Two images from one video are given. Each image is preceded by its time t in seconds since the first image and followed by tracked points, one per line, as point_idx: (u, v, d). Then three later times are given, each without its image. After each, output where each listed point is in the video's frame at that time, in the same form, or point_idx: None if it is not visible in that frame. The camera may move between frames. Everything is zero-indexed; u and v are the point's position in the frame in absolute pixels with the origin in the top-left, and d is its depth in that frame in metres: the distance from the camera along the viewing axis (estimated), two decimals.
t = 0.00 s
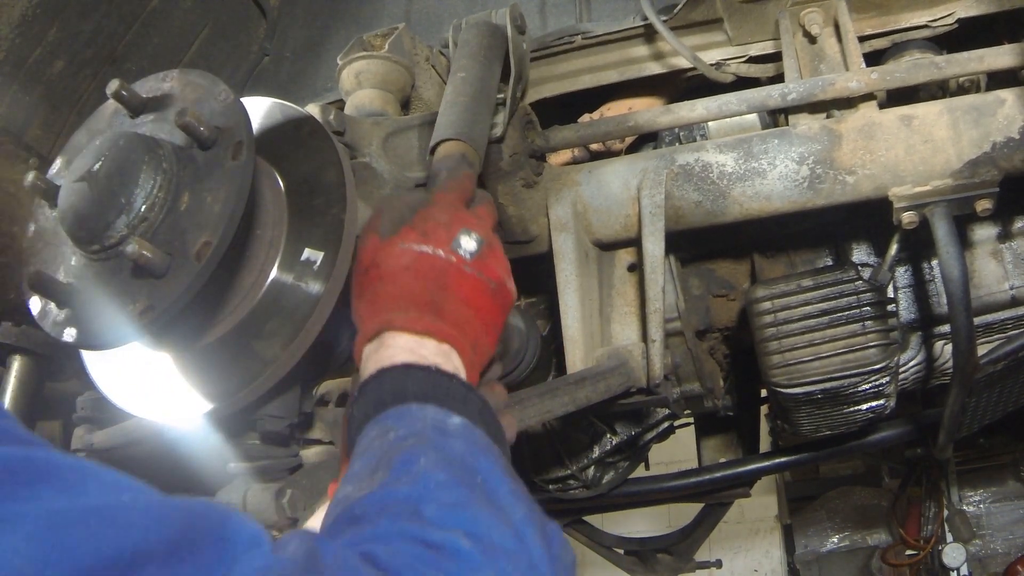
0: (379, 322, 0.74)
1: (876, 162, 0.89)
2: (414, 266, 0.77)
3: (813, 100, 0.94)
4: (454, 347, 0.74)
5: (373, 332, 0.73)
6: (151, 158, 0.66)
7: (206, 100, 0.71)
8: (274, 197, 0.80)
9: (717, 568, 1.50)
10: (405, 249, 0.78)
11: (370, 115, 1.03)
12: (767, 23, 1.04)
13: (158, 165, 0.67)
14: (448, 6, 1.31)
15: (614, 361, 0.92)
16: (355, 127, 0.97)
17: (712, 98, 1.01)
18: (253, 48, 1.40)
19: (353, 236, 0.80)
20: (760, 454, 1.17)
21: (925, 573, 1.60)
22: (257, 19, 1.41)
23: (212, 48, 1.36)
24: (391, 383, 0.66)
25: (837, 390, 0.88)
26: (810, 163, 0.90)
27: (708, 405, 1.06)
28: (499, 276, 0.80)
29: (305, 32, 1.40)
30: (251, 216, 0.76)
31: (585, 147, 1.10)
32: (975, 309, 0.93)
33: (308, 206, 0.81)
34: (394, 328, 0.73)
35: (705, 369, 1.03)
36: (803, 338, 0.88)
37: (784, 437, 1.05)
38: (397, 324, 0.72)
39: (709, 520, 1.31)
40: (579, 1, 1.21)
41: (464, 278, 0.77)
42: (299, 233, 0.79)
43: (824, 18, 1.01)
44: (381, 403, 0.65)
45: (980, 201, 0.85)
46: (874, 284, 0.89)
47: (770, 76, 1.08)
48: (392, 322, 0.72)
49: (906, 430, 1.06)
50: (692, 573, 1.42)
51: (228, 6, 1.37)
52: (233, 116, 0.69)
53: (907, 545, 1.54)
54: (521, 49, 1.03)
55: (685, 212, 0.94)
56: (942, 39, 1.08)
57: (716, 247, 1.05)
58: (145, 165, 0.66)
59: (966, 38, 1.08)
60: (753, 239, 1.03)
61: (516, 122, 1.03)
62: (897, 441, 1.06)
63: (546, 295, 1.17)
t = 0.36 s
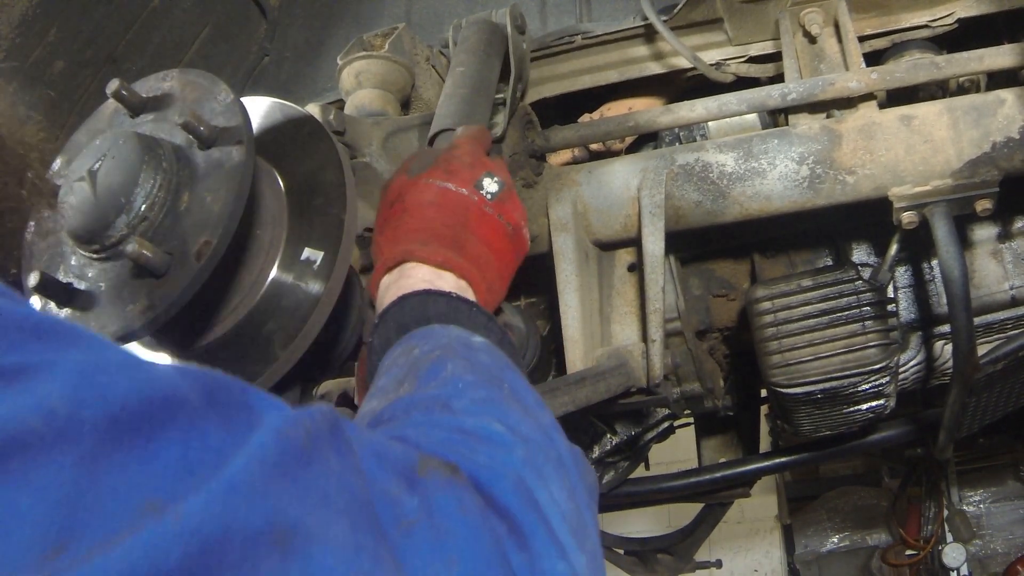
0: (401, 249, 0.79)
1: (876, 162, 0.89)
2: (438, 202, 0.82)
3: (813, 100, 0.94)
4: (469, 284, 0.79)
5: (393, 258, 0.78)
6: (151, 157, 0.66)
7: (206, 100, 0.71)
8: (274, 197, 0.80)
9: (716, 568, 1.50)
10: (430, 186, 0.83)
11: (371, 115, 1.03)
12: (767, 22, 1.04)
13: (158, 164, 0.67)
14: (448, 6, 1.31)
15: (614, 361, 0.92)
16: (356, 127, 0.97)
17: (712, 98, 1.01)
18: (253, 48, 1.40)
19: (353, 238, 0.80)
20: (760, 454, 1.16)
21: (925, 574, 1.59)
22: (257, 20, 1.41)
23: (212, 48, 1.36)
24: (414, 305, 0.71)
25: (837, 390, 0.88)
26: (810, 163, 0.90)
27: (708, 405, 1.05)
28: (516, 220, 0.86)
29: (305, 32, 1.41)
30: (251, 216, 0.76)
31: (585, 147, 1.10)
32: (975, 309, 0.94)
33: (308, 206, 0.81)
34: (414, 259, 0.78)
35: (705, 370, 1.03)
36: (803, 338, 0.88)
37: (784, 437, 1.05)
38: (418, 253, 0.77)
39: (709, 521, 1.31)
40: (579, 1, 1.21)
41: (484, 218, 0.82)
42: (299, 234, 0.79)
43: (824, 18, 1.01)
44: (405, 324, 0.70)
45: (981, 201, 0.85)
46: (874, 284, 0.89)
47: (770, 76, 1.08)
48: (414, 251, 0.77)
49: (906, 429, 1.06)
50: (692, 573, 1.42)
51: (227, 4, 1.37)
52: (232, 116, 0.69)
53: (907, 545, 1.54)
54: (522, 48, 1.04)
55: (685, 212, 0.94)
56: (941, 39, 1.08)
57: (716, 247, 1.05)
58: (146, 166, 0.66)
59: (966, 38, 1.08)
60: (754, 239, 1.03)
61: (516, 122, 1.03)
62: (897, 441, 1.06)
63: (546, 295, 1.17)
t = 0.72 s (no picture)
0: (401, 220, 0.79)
1: (876, 162, 0.89)
2: (437, 172, 0.81)
3: (813, 100, 0.94)
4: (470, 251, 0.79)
5: (394, 230, 0.78)
6: (150, 157, 0.66)
7: (206, 100, 0.71)
8: (274, 197, 0.80)
9: (716, 568, 1.50)
10: (427, 156, 0.83)
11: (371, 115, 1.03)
12: (767, 22, 1.04)
13: (160, 162, 0.66)
14: (448, 6, 1.32)
15: (614, 361, 0.92)
16: (356, 126, 0.97)
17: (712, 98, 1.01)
18: (253, 48, 1.40)
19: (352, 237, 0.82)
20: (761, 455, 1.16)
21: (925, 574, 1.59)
22: (257, 20, 1.41)
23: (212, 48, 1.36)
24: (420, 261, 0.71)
25: (837, 390, 0.88)
26: (810, 163, 0.90)
27: (707, 404, 1.04)
28: (513, 188, 0.86)
29: (305, 32, 1.41)
30: (251, 216, 0.76)
31: (585, 147, 1.10)
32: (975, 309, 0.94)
33: (308, 206, 0.81)
34: (414, 229, 0.77)
35: (705, 370, 1.03)
36: (803, 338, 0.88)
37: (785, 437, 1.05)
38: (418, 223, 0.77)
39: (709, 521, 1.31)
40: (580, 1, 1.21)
41: (482, 186, 0.82)
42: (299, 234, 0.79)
43: (824, 18, 1.01)
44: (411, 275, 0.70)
45: (981, 201, 0.85)
46: (874, 284, 0.89)
47: (770, 76, 1.08)
48: (414, 221, 0.77)
49: (906, 429, 1.06)
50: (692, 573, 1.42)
51: (227, 5, 1.36)
52: (231, 117, 0.70)
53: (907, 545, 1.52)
54: (522, 48, 1.04)
55: (685, 212, 0.94)
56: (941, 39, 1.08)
57: (716, 247, 1.05)
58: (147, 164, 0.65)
59: (966, 38, 1.08)
60: (753, 239, 1.03)
61: (516, 122, 1.04)
62: (897, 441, 1.06)
63: (546, 295, 1.17)
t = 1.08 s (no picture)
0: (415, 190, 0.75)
1: (876, 162, 0.89)
2: (451, 149, 0.80)
3: (813, 100, 0.94)
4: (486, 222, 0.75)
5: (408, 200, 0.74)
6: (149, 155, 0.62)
7: (206, 101, 0.71)
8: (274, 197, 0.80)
9: (716, 568, 1.50)
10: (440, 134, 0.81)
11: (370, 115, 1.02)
12: (767, 23, 1.04)
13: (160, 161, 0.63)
14: (448, 6, 1.32)
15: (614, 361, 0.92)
16: (355, 126, 0.97)
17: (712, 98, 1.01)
18: (253, 48, 1.40)
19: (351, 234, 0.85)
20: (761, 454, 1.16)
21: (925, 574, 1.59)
22: (257, 21, 1.41)
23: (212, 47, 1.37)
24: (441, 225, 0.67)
25: (837, 390, 0.88)
26: (810, 163, 0.90)
27: (708, 405, 1.05)
28: (524, 170, 0.84)
29: (305, 32, 1.40)
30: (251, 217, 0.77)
31: (585, 147, 1.10)
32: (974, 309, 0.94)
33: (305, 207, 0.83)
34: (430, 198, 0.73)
35: (705, 369, 1.03)
36: (803, 338, 0.88)
37: (785, 437, 1.05)
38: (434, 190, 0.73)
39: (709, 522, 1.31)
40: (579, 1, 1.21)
41: (494, 164, 0.80)
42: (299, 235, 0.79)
43: (824, 18, 1.00)
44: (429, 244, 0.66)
45: (981, 200, 0.86)
46: (874, 284, 0.89)
47: (770, 76, 1.08)
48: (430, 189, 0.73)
49: (906, 429, 1.06)
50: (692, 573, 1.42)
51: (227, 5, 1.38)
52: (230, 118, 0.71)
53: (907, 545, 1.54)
54: (522, 48, 1.05)
55: (685, 212, 0.94)
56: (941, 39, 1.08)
57: (716, 247, 1.05)
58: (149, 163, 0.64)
59: (966, 38, 1.08)
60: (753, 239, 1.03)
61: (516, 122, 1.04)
62: (897, 441, 1.06)
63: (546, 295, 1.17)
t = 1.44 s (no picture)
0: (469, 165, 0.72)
1: (876, 163, 0.89)
2: (480, 124, 0.77)
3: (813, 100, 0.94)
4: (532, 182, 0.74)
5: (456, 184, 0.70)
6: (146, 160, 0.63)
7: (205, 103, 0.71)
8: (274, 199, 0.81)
9: (716, 568, 1.50)
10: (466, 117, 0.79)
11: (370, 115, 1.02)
12: (767, 23, 1.04)
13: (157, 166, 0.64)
14: (449, 6, 1.32)
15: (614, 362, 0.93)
16: (356, 126, 0.97)
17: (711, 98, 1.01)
18: (253, 48, 1.40)
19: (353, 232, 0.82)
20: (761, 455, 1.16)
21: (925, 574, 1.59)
22: (258, 19, 1.42)
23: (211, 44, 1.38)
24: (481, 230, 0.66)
25: (838, 390, 0.88)
26: (810, 164, 0.90)
27: (708, 406, 1.05)
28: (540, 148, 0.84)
29: (305, 32, 1.40)
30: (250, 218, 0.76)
31: (585, 147, 1.10)
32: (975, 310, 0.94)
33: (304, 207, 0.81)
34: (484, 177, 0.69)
35: (705, 370, 1.03)
36: (803, 338, 0.88)
37: (785, 437, 1.05)
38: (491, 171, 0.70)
39: (709, 522, 1.31)
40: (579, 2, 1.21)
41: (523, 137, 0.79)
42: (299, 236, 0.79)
43: (824, 19, 1.00)
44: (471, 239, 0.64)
45: (982, 201, 0.86)
46: (874, 284, 0.89)
47: (770, 76, 1.08)
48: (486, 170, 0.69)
49: (906, 430, 1.05)
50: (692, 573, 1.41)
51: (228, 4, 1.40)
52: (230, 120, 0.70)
53: (907, 545, 1.52)
54: (522, 49, 1.05)
55: (685, 213, 0.94)
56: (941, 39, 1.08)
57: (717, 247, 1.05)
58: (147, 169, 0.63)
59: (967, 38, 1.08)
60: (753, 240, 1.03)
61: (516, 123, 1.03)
62: (897, 441, 1.06)
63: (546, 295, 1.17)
